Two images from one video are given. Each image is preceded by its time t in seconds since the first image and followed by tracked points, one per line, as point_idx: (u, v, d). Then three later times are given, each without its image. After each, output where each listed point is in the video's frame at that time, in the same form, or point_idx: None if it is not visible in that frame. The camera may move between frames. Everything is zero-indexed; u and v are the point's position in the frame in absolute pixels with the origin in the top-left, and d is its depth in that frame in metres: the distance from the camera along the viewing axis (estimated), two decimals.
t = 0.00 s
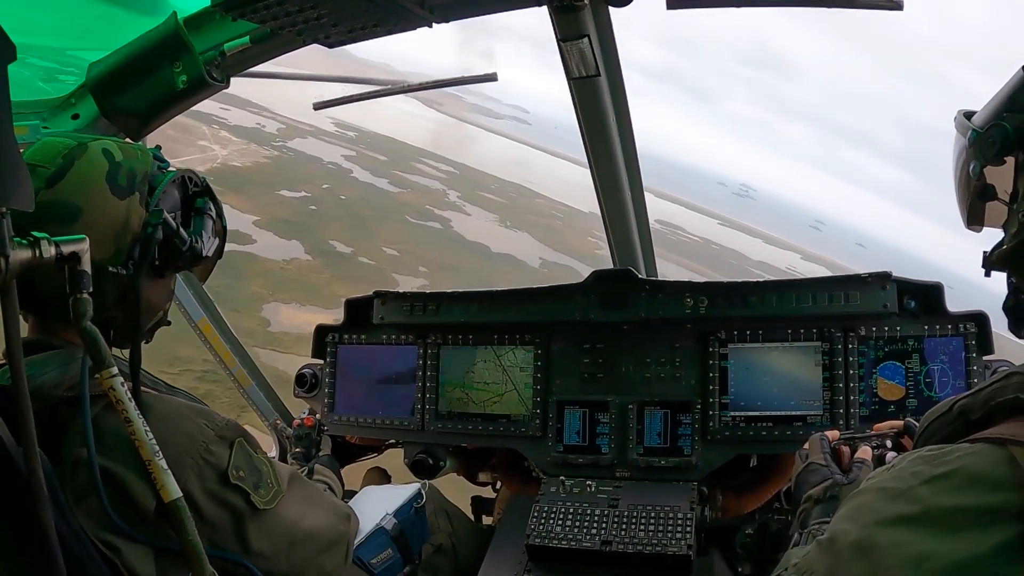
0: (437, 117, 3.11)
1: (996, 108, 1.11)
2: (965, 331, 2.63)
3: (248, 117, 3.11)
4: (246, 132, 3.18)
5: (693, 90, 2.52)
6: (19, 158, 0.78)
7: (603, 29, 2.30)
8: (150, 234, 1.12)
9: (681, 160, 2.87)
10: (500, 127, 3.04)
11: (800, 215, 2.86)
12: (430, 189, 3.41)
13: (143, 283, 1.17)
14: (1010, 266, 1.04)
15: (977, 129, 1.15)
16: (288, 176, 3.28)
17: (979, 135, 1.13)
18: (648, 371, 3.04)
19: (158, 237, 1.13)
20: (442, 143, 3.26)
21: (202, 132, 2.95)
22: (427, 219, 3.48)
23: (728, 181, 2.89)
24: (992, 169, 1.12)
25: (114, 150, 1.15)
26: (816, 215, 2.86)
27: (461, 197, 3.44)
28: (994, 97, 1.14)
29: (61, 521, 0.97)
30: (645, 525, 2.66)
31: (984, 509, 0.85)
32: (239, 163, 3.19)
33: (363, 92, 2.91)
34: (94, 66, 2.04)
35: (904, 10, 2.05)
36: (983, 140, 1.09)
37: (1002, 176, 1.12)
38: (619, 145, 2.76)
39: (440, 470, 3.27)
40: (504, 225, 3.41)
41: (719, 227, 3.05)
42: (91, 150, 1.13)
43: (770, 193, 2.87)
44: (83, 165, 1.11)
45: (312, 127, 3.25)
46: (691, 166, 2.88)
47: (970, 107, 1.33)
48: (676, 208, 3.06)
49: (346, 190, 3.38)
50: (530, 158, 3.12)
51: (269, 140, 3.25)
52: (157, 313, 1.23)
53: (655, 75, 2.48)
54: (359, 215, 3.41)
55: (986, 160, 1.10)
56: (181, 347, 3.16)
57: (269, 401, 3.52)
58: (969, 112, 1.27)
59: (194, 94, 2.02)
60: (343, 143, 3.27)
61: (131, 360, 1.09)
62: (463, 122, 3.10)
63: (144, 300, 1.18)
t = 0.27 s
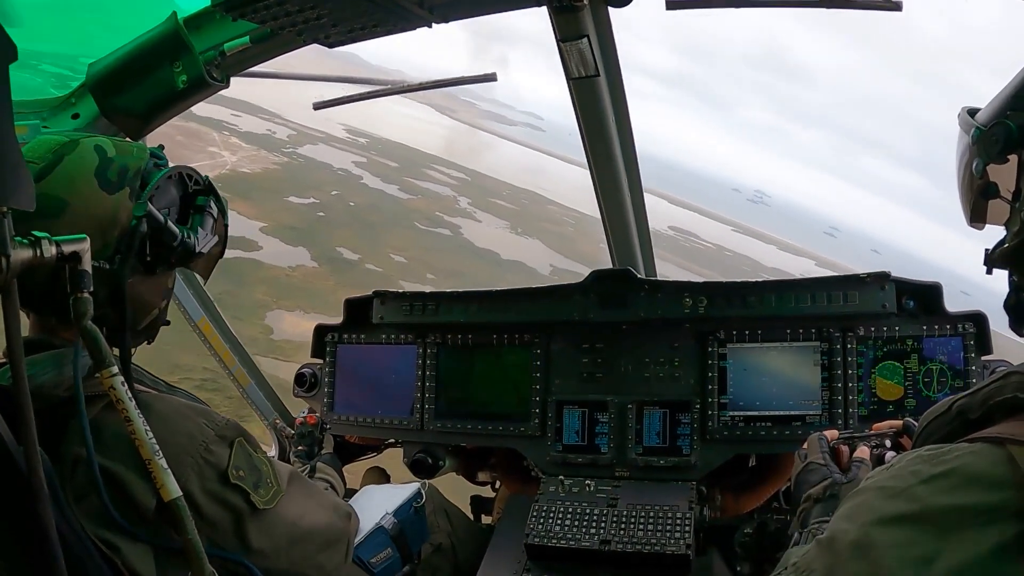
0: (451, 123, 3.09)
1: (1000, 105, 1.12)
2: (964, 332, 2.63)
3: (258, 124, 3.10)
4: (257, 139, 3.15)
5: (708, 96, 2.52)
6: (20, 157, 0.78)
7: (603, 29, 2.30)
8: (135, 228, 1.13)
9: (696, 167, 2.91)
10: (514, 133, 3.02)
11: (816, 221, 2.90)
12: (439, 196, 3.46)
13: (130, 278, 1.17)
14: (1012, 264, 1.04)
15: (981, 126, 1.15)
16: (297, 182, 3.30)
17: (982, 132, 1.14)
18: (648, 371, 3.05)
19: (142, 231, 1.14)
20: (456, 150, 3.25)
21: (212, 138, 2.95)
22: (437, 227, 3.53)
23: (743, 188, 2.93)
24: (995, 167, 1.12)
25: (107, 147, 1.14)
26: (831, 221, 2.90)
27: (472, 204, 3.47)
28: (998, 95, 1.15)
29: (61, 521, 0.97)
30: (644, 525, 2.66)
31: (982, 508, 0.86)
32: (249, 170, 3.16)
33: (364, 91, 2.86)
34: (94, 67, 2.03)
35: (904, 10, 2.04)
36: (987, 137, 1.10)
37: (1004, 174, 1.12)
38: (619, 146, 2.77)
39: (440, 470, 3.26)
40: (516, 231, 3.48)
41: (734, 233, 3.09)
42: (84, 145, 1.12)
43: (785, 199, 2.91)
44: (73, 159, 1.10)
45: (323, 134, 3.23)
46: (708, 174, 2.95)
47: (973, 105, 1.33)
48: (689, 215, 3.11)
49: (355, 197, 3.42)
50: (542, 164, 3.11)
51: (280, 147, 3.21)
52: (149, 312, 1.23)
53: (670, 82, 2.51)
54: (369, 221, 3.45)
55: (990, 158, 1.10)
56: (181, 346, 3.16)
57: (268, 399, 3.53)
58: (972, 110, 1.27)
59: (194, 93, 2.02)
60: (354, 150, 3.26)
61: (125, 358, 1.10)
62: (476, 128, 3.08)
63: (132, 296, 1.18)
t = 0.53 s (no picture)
0: (466, 128, 3.09)
1: (994, 110, 1.12)
2: (961, 334, 2.63)
3: (271, 129, 3.12)
4: (268, 144, 3.16)
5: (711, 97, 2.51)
6: (18, 153, 0.78)
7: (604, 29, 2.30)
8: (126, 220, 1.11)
9: (712, 172, 2.90)
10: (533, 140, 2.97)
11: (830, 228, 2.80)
12: (453, 201, 3.38)
13: (123, 273, 1.15)
14: (1008, 267, 1.04)
15: (976, 131, 1.15)
16: (307, 187, 3.27)
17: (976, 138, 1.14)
18: (645, 371, 3.05)
19: (133, 225, 1.12)
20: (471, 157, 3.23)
21: (223, 144, 3.01)
22: (448, 231, 3.45)
23: (760, 193, 2.88)
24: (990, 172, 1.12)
25: (101, 142, 1.14)
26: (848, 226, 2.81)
27: (484, 209, 3.36)
28: (992, 99, 1.15)
29: (57, 518, 0.98)
30: (641, 525, 2.66)
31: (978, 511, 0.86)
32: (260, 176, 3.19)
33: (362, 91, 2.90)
34: (94, 62, 2.03)
35: (904, 12, 2.04)
36: (981, 142, 1.10)
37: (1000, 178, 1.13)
38: (619, 148, 2.78)
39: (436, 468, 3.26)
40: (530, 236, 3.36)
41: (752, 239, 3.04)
42: (77, 141, 1.12)
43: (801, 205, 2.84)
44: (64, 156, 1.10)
45: (336, 139, 3.21)
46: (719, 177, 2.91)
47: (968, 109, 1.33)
48: (702, 219, 3.07)
49: (364, 202, 3.35)
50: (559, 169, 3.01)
51: (292, 152, 3.21)
52: (145, 308, 1.22)
53: (678, 84, 2.52)
54: (379, 227, 3.40)
55: (984, 163, 1.10)
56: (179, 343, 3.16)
57: (265, 397, 3.53)
58: (967, 113, 1.27)
59: (193, 89, 2.02)
60: (366, 155, 3.25)
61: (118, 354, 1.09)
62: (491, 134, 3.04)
63: (125, 291, 1.17)
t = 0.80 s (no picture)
0: (483, 129, 2.99)
1: (1002, 102, 1.11)
2: (960, 331, 2.64)
3: (286, 133, 3.11)
4: (283, 148, 3.17)
5: (744, 99, 2.46)
6: (14, 155, 0.78)
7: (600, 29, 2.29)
8: (115, 224, 1.09)
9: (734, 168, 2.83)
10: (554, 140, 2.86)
11: (852, 224, 2.73)
12: (469, 202, 3.32)
13: (116, 278, 1.14)
14: (1013, 262, 1.04)
15: (982, 124, 1.14)
16: (322, 190, 3.29)
17: (983, 129, 1.13)
18: (644, 371, 3.05)
19: (122, 228, 1.10)
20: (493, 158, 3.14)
21: (239, 148, 3.06)
22: (461, 233, 3.39)
23: (781, 190, 2.79)
24: (996, 165, 1.12)
25: (90, 145, 1.14)
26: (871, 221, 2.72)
27: (501, 211, 3.28)
28: (999, 92, 1.14)
29: (57, 521, 0.97)
30: (641, 525, 2.66)
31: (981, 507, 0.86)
32: (275, 179, 3.21)
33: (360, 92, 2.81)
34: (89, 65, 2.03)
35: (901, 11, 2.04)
36: (988, 134, 1.11)
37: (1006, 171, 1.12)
38: (616, 147, 2.77)
39: (437, 470, 3.25)
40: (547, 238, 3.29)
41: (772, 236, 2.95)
42: (66, 144, 1.13)
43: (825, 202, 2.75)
44: (52, 160, 1.10)
45: (352, 143, 3.18)
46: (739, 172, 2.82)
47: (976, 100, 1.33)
48: (719, 215, 2.97)
49: (378, 204, 3.35)
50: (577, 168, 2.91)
51: (306, 155, 3.20)
52: (140, 311, 1.22)
53: (704, 83, 2.50)
54: (392, 229, 3.39)
55: (990, 155, 1.11)
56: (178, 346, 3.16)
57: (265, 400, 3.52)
58: (975, 105, 1.27)
59: (190, 93, 2.05)
60: (382, 157, 3.22)
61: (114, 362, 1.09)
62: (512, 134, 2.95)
63: (119, 295, 1.17)
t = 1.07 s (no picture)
0: (506, 126, 2.98)
1: (999, 100, 1.11)
2: (961, 328, 2.63)
3: (303, 132, 3.16)
4: (302, 148, 3.19)
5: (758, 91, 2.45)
6: (12, 162, 0.78)
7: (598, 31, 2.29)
8: (110, 240, 1.09)
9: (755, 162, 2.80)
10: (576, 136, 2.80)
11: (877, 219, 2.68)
12: (489, 200, 3.25)
13: (116, 289, 1.14)
14: (1010, 260, 1.04)
15: (978, 122, 1.15)
16: (339, 190, 3.28)
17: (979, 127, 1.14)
18: (646, 371, 3.05)
19: (118, 244, 1.10)
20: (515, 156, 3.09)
21: (256, 148, 3.11)
22: (479, 231, 3.34)
23: (805, 183, 2.75)
24: (993, 162, 1.12)
25: (86, 155, 1.14)
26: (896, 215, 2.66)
27: (520, 208, 3.21)
28: (997, 90, 1.14)
29: (59, 526, 0.97)
30: (644, 526, 2.65)
31: (983, 504, 0.86)
32: (293, 179, 3.23)
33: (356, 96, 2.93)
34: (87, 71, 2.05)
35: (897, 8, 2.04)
36: (984, 133, 1.10)
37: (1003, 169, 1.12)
38: (614, 149, 2.78)
39: (440, 473, 3.28)
40: (568, 235, 3.25)
41: (795, 229, 2.92)
42: (60, 155, 1.12)
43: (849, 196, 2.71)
44: (48, 171, 1.10)
45: (372, 142, 3.22)
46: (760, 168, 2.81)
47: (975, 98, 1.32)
48: (740, 209, 2.94)
49: (396, 203, 3.35)
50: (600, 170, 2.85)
51: (325, 155, 3.22)
52: (140, 320, 1.22)
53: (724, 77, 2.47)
54: (410, 228, 3.38)
55: (986, 153, 1.10)
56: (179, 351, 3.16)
57: (268, 405, 3.50)
58: (972, 103, 1.26)
59: (189, 96, 2.07)
60: (402, 156, 3.24)
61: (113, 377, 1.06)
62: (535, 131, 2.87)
63: (116, 306, 1.16)
